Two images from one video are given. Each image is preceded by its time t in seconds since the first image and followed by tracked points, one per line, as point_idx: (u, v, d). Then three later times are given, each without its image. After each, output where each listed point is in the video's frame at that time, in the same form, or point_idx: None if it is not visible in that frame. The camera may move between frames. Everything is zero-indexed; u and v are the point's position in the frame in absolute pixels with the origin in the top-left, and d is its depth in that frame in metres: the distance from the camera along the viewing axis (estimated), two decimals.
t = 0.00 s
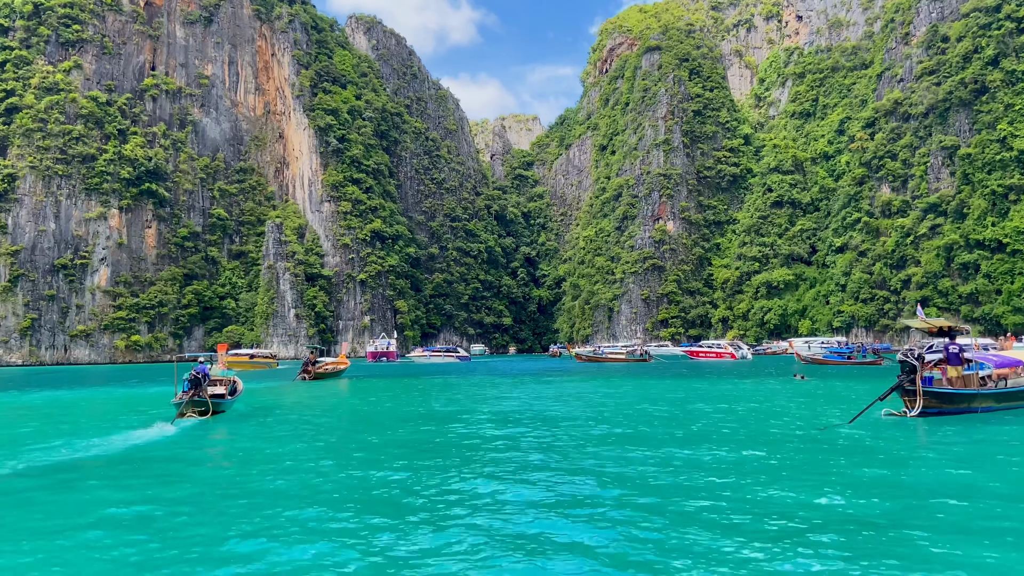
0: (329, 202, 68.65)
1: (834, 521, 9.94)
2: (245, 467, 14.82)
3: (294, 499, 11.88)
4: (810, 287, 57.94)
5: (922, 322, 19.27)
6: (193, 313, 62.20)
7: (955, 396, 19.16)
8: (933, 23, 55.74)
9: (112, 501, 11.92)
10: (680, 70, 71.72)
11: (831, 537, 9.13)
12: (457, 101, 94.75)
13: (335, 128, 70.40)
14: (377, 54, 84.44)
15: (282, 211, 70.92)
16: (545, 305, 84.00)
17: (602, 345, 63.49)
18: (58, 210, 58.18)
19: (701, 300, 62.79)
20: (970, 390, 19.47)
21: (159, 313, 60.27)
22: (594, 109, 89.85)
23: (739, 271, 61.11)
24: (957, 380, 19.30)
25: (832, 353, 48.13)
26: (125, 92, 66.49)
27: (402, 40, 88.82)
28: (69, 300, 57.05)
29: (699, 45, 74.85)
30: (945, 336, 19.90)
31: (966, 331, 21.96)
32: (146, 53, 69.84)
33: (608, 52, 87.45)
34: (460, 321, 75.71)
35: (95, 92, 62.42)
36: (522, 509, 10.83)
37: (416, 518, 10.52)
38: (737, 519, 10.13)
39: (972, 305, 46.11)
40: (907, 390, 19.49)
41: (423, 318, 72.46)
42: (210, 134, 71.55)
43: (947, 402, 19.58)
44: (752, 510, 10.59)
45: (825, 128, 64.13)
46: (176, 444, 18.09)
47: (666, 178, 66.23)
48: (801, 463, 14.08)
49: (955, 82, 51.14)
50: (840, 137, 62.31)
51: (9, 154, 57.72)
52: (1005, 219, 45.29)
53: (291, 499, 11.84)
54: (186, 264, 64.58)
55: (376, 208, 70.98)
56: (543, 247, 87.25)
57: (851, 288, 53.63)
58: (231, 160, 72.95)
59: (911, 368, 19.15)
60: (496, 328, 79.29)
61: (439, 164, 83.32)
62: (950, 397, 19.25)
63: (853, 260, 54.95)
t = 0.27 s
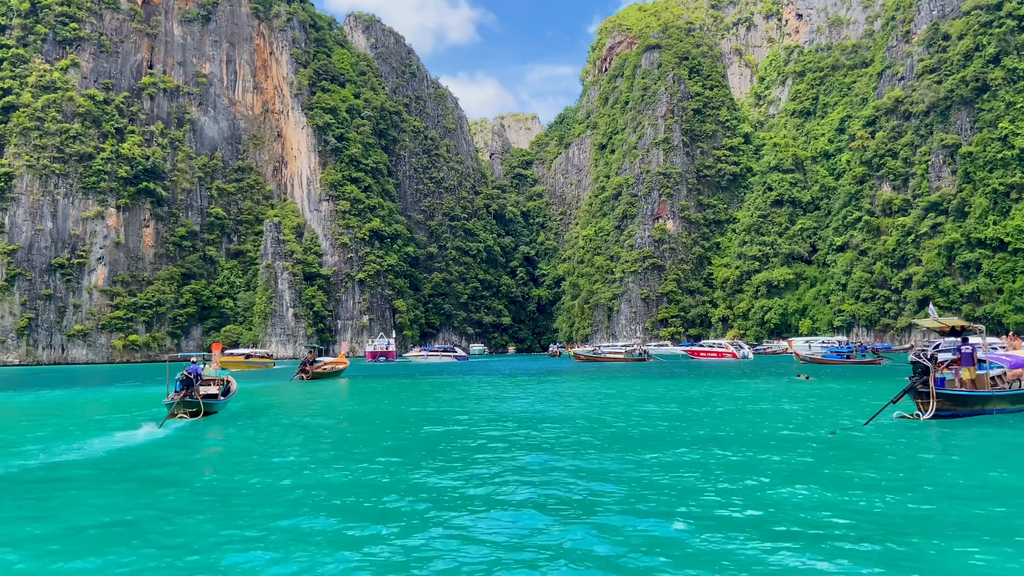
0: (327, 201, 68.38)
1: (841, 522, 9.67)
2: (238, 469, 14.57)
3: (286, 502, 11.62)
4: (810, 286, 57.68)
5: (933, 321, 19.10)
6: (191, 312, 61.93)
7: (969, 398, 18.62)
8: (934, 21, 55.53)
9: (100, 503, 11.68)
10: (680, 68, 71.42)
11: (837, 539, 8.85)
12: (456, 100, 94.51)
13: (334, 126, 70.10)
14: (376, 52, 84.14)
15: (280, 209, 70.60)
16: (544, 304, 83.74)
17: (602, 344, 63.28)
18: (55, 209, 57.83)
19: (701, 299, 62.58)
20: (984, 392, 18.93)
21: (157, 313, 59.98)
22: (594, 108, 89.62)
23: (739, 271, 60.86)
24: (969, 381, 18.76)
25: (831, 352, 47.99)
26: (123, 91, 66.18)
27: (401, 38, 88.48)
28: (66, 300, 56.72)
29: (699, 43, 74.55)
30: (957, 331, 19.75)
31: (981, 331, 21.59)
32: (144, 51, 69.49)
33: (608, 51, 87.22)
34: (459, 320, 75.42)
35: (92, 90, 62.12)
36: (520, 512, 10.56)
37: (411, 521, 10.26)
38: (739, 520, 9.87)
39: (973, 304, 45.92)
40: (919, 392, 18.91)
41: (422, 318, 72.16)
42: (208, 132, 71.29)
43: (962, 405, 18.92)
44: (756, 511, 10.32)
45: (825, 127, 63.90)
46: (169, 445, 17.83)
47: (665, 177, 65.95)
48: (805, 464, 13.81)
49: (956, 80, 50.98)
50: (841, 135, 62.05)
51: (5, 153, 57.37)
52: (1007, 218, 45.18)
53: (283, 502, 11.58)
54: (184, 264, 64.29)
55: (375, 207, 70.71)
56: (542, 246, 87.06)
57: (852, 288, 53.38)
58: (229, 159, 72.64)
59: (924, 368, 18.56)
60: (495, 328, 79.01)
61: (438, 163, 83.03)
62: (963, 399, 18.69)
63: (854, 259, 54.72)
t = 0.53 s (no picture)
0: (326, 200, 68.15)
1: (850, 527, 9.31)
2: (230, 469, 14.26)
3: (278, 504, 11.28)
4: (811, 285, 57.47)
5: (946, 321, 18.64)
6: (189, 312, 61.67)
7: (984, 399, 17.92)
8: (935, 19, 55.43)
9: (86, 505, 11.32)
10: (680, 66, 71.12)
11: (848, 546, 8.50)
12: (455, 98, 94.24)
13: (333, 125, 69.88)
14: (375, 51, 83.85)
15: (279, 208, 70.32)
16: (544, 303, 83.57)
17: (602, 343, 63.07)
18: (52, 208, 57.49)
19: (701, 298, 62.39)
20: (998, 392, 18.22)
21: (155, 312, 59.72)
22: (593, 106, 89.43)
23: (739, 269, 60.63)
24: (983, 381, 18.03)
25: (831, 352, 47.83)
26: (121, 89, 65.83)
27: (400, 36, 88.15)
28: (64, 299, 56.39)
29: (699, 41, 74.37)
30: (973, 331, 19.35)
31: (998, 330, 21.09)
32: (142, 49, 69.10)
33: (607, 49, 87.06)
34: (459, 319, 75.17)
35: (90, 89, 61.73)
36: (518, 516, 10.23)
37: (407, 524, 9.93)
38: (745, 525, 9.52)
39: (974, 303, 45.93)
40: (932, 394, 18.07)
41: (421, 317, 71.93)
42: (206, 131, 70.98)
43: (977, 405, 18.13)
44: (762, 515, 9.98)
45: (826, 125, 63.73)
46: (160, 445, 17.47)
47: (665, 175, 65.73)
48: (811, 465, 13.47)
49: (958, 78, 51.03)
50: (841, 133, 61.84)
51: (2, 151, 57.01)
52: (1009, 216, 45.33)
53: (274, 505, 11.22)
54: (182, 263, 64.01)
55: (374, 206, 70.52)
56: (542, 245, 86.92)
57: (852, 286, 53.18)
58: (228, 157, 72.31)
59: (936, 368, 17.77)
60: (494, 327, 78.76)
61: (438, 162, 82.77)
62: (979, 400, 17.94)
63: (855, 258, 54.47)
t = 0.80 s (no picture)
0: (325, 198, 67.93)
1: (853, 527, 9.19)
2: (225, 468, 14.06)
3: (274, 503, 11.15)
4: (812, 283, 57.34)
5: (962, 317, 18.73)
6: (188, 310, 61.44)
7: (1000, 399, 17.38)
8: (936, 16, 55.40)
9: (80, 504, 11.19)
10: (680, 64, 70.91)
11: (850, 546, 8.38)
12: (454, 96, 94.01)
13: (332, 123, 69.68)
14: (374, 48, 83.56)
15: (278, 206, 70.08)
16: (544, 301, 83.44)
17: (602, 341, 62.92)
18: (50, 206, 57.21)
19: (701, 296, 62.27)
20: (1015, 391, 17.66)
21: (154, 310, 59.47)
22: (593, 104, 89.27)
23: (740, 267, 60.45)
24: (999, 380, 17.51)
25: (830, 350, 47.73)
26: (119, 87, 65.52)
27: (399, 34, 87.87)
28: (62, 297, 56.10)
29: (699, 39, 74.20)
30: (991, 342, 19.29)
31: (1007, 329, 20.97)
32: (140, 47, 68.74)
33: (607, 47, 86.92)
34: (458, 318, 74.97)
35: (88, 87, 61.41)
36: (517, 513, 10.12)
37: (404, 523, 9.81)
38: (746, 523, 9.41)
39: (976, 300, 46.00)
40: (948, 393, 17.55)
41: (421, 315, 71.75)
42: (204, 129, 70.66)
43: (992, 405, 17.59)
44: (764, 513, 9.87)
45: (826, 123, 63.60)
46: (155, 444, 17.32)
47: (666, 173, 65.57)
48: (812, 463, 13.36)
49: (959, 75, 51.18)
50: (842, 131, 61.69)
51: None
52: (1011, 213, 45.56)
53: (270, 504, 11.11)
54: (181, 262, 63.76)
55: (374, 204, 70.37)
56: (541, 243, 86.77)
57: (853, 284, 53.08)
58: (226, 155, 72.04)
59: (951, 366, 17.23)
60: (494, 326, 78.58)
61: (437, 160, 82.53)
62: (996, 399, 17.38)
63: (856, 256, 54.34)
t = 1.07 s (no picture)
0: (325, 195, 67.65)
1: (865, 527, 8.94)
2: (223, 466, 13.95)
3: (270, 502, 10.90)
4: (813, 280, 57.12)
5: (977, 313, 18.54)
6: (187, 309, 61.19)
7: (1019, 396, 16.95)
8: (938, 11, 55.18)
9: (72, 503, 10.95)
10: (681, 60, 70.57)
11: (863, 547, 8.12)
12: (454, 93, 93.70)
13: (331, 120, 69.37)
14: (373, 45, 83.17)
15: (277, 203, 69.85)
16: (545, 299, 83.26)
17: (603, 339, 62.70)
18: (48, 204, 56.94)
19: (702, 294, 62.06)
20: None
21: (153, 309, 59.22)
22: (593, 101, 89.00)
23: (741, 264, 60.22)
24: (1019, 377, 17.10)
25: (831, 347, 47.68)
26: (117, 84, 65.17)
27: (398, 30, 87.52)
28: (61, 296, 55.83)
29: (700, 35, 73.87)
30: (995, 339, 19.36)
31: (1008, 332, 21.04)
32: (138, 44, 68.34)
33: (607, 43, 86.64)
34: (458, 316, 74.73)
35: (86, 84, 61.10)
36: (519, 514, 9.85)
37: (402, 522, 9.55)
38: (756, 523, 9.16)
39: (979, 297, 45.87)
40: (965, 391, 17.22)
41: (421, 313, 71.55)
42: (203, 126, 70.32)
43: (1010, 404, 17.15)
44: (773, 513, 9.62)
45: (828, 119, 63.33)
46: (150, 442, 17.07)
47: (667, 170, 65.32)
48: (819, 462, 13.11)
49: (962, 71, 51.02)
50: (844, 127, 61.40)
51: None
52: (1014, 209, 45.36)
53: (266, 503, 10.84)
54: (180, 259, 63.44)
55: (374, 201, 70.12)
56: (542, 241, 86.56)
57: (855, 281, 52.87)
58: (225, 153, 71.72)
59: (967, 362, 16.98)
60: (494, 323, 78.42)
61: (437, 157, 82.23)
62: (1015, 397, 16.97)
63: (857, 252, 54.12)
